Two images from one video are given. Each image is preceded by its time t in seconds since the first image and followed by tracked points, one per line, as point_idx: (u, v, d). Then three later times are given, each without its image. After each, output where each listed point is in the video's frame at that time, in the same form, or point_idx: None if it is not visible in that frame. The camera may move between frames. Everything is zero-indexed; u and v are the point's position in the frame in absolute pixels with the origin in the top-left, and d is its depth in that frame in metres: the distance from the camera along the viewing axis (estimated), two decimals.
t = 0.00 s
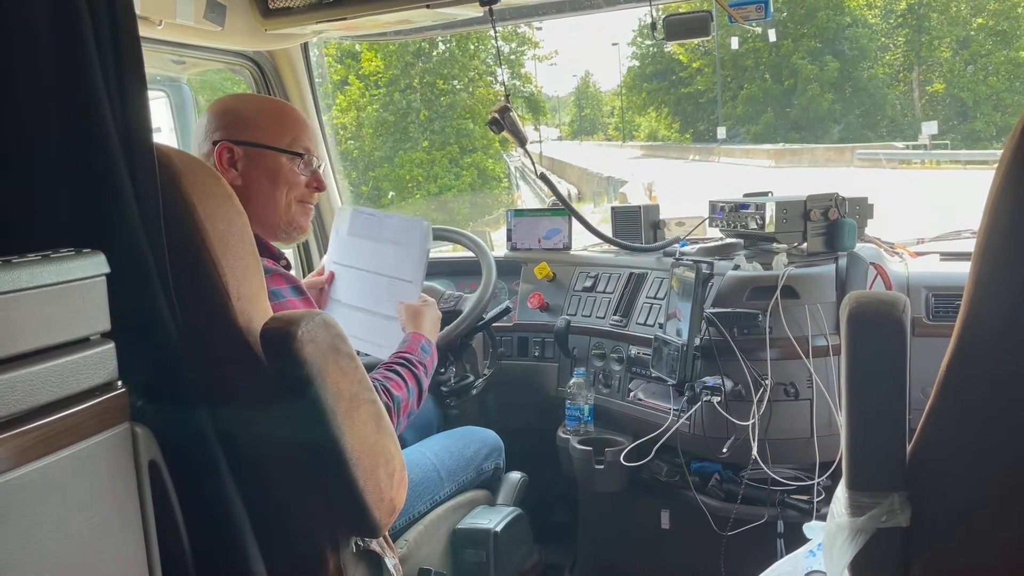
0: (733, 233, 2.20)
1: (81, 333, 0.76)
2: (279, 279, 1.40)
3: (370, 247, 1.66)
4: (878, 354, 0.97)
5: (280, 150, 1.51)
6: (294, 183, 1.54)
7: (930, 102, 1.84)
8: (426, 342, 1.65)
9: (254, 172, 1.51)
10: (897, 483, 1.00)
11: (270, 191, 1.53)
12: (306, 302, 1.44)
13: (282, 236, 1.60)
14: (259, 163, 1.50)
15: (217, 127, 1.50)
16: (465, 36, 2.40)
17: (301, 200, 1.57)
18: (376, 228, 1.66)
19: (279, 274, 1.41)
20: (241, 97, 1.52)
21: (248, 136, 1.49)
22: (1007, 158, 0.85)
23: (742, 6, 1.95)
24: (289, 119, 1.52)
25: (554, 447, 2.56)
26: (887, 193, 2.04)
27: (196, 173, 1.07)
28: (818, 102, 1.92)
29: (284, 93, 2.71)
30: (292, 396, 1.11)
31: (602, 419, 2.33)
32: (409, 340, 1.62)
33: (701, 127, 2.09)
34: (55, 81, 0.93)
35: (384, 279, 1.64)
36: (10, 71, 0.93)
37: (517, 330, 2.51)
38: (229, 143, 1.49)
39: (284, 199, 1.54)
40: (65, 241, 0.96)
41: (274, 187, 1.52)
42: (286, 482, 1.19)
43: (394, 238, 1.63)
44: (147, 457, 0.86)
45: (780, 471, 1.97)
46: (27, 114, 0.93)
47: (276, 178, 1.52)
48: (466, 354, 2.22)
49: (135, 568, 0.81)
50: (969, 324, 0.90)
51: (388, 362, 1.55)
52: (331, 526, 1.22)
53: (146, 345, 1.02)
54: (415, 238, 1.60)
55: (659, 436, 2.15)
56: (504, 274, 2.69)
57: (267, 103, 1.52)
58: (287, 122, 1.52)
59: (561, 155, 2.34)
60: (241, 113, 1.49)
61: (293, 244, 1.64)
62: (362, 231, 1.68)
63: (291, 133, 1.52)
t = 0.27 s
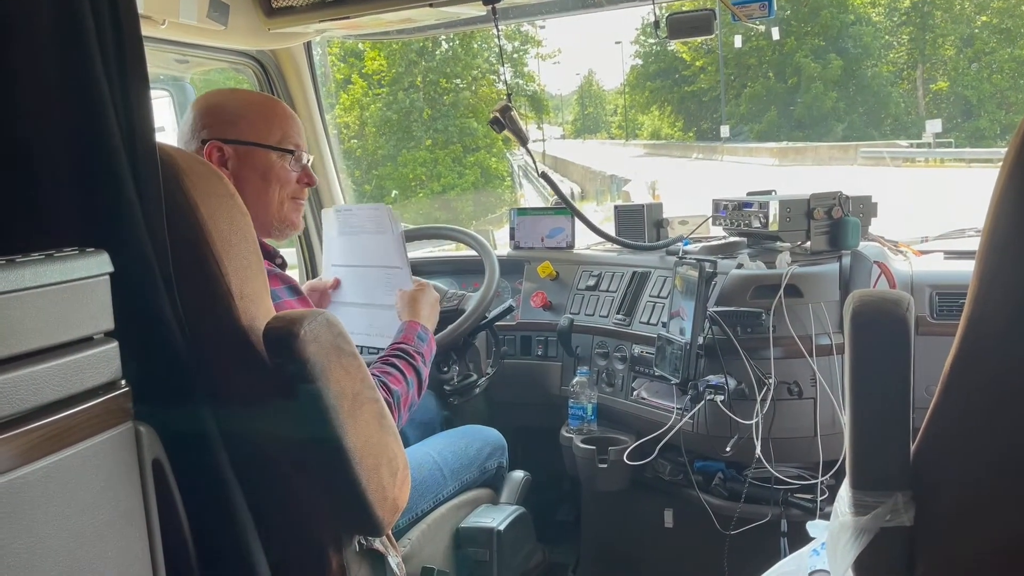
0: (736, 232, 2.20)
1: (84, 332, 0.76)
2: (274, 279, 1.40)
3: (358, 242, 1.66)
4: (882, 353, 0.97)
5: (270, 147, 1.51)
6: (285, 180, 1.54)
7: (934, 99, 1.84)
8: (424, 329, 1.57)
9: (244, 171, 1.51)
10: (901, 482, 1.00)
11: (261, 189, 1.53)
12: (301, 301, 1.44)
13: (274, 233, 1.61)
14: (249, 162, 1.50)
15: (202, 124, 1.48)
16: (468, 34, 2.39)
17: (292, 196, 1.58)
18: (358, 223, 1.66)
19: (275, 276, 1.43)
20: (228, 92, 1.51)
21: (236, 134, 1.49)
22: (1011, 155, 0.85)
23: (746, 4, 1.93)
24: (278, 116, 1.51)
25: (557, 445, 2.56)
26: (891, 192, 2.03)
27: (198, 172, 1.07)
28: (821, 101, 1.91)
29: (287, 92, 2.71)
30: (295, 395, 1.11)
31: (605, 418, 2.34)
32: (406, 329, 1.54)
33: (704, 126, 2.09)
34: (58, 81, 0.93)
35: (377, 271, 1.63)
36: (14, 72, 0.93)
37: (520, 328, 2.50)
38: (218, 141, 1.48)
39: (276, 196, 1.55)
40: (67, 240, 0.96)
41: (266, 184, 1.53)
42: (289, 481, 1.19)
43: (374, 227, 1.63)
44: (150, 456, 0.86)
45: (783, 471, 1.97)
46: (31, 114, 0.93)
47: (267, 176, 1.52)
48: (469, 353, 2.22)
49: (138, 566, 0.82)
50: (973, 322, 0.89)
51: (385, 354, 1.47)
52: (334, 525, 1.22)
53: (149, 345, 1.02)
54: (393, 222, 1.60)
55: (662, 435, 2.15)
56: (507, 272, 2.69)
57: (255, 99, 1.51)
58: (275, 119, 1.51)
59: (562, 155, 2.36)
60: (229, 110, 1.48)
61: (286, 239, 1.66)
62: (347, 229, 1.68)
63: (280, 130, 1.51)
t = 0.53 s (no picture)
0: (739, 231, 2.21)
1: (87, 331, 0.76)
2: (271, 279, 1.39)
3: (358, 237, 1.65)
4: (885, 352, 0.96)
5: (262, 145, 1.50)
6: (276, 178, 1.54)
7: (937, 98, 1.83)
8: (421, 325, 1.59)
9: (236, 169, 1.49)
10: (905, 480, 1.00)
11: (254, 188, 1.53)
12: (299, 301, 1.43)
13: (267, 230, 1.61)
14: (240, 160, 1.49)
15: (191, 122, 1.47)
16: (471, 33, 2.41)
17: (284, 194, 1.58)
18: (358, 218, 1.66)
19: (274, 277, 1.43)
20: (218, 90, 1.50)
21: (226, 133, 1.47)
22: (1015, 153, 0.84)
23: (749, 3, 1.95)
24: (269, 114, 1.51)
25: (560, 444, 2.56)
26: (894, 191, 2.03)
27: (201, 172, 1.07)
28: (824, 99, 1.90)
29: (289, 91, 2.71)
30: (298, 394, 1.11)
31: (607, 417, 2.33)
32: (403, 325, 1.56)
33: (707, 124, 2.08)
34: (61, 81, 0.93)
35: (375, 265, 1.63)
36: (17, 71, 0.93)
37: (523, 327, 2.50)
38: (208, 140, 1.47)
39: (268, 195, 1.55)
40: (69, 239, 0.96)
41: (258, 183, 1.52)
42: (292, 479, 1.19)
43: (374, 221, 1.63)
44: (154, 455, 0.86)
45: (787, 469, 1.97)
46: (34, 114, 0.94)
47: (259, 175, 1.51)
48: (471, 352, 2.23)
49: (141, 565, 0.81)
50: (977, 320, 0.89)
51: (383, 350, 1.49)
52: (337, 523, 1.21)
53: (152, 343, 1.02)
54: (394, 216, 1.59)
55: (665, 434, 2.14)
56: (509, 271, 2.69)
57: (245, 96, 1.50)
58: (266, 117, 1.51)
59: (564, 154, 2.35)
60: (217, 109, 1.47)
61: (277, 237, 1.65)
62: (347, 224, 1.67)
63: (270, 128, 1.51)
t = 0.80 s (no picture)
0: (741, 230, 2.21)
1: (89, 330, 0.76)
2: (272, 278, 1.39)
3: (357, 236, 1.66)
4: (887, 352, 0.96)
5: (260, 143, 1.50)
6: (275, 176, 1.54)
7: (939, 97, 1.82)
8: (421, 323, 1.59)
9: (235, 168, 1.50)
10: (906, 480, 1.00)
11: (252, 186, 1.53)
12: (298, 300, 1.43)
13: (266, 229, 1.61)
14: (239, 159, 1.49)
15: (188, 121, 1.47)
16: (474, 32, 2.41)
17: (283, 193, 1.58)
18: (358, 216, 1.66)
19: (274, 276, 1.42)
20: (213, 89, 1.50)
21: (225, 132, 1.47)
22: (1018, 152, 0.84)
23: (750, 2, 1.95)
24: (265, 112, 1.51)
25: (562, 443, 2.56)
26: (896, 190, 2.03)
27: (203, 171, 1.07)
28: (826, 98, 1.91)
29: (291, 91, 2.71)
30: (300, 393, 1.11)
31: (609, 416, 2.33)
32: (403, 323, 1.56)
33: (709, 123, 2.08)
34: (64, 80, 0.94)
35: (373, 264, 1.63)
36: (21, 70, 0.93)
37: (525, 326, 2.50)
38: (206, 139, 1.47)
39: (267, 193, 1.55)
40: (72, 238, 0.96)
41: (257, 181, 1.52)
42: (293, 479, 1.19)
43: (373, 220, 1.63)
44: (156, 454, 0.86)
45: (788, 469, 1.97)
46: (38, 114, 0.94)
47: (257, 173, 1.51)
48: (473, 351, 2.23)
49: (143, 564, 0.82)
50: (979, 319, 0.89)
51: (383, 349, 1.49)
52: (338, 523, 1.22)
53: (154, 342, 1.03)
54: (394, 215, 1.60)
55: (667, 433, 2.14)
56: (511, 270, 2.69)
57: (242, 95, 1.50)
58: (263, 116, 1.50)
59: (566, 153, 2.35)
60: (215, 108, 1.47)
61: (277, 235, 1.66)
62: (347, 223, 1.68)
63: (268, 126, 1.51)
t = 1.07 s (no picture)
0: (742, 229, 2.20)
1: (91, 331, 0.77)
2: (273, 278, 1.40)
3: (360, 237, 1.65)
4: (888, 353, 0.96)
5: (259, 143, 1.50)
6: (275, 175, 1.54)
7: (941, 97, 1.82)
8: (424, 322, 1.59)
9: (235, 168, 1.50)
10: (907, 480, 1.00)
11: (253, 186, 1.53)
12: (300, 300, 1.43)
13: (268, 229, 1.61)
14: (239, 159, 1.49)
15: (187, 121, 1.47)
16: (476, 32, 2.40)
17: (284, 192, 1.58)
18: (362, 218, 1.65)
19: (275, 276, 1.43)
20: (210, 89, 1.50)
21: (224, 132, 1.48)
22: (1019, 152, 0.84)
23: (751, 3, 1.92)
24: (264, 111, 1.51)
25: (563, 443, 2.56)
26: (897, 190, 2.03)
27: (205, 172, 1.07)
28: (828, 98, 1.91)
29: (293, 91, 2.71)
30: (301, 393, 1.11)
31: (610, 416, 2.33)
32: (406, 322, 1.56)
33: (710, 123, 2.09)
34: (67, 82, 0.94)
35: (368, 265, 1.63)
36: (24, 71, 0.94)
37: (526, 326, 2.50)
38: (205, 140, 1.47)
39: (268, 193, 1.55)
40: (75, 239, 0.96)
41: (258, 181, 1.52)
42: (295, 479, 1.19)
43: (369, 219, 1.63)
44: (157, 454, 0.86)
45: (789, 469, 1.97)
46: (40, 114, 0.94)
47: (258, 173, 1.51)
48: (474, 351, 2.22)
49: (145, 564, 0.82)
50: (980, 319, 0.89)
51: (385, 349, 1.50)
52: (340, 523, 1.22)
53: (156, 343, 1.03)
54: (395, 215, 1.59)
55: (668, 433, 2.14)
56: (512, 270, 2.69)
57: (240, 94, 1.50)
58: (262, 115, 1.51)
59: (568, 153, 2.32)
60: (215, 107, 1.47)
61: (280, 234, 1.66)
62: (349, 223, 1.67)
63: (267, 125, 1.51)
